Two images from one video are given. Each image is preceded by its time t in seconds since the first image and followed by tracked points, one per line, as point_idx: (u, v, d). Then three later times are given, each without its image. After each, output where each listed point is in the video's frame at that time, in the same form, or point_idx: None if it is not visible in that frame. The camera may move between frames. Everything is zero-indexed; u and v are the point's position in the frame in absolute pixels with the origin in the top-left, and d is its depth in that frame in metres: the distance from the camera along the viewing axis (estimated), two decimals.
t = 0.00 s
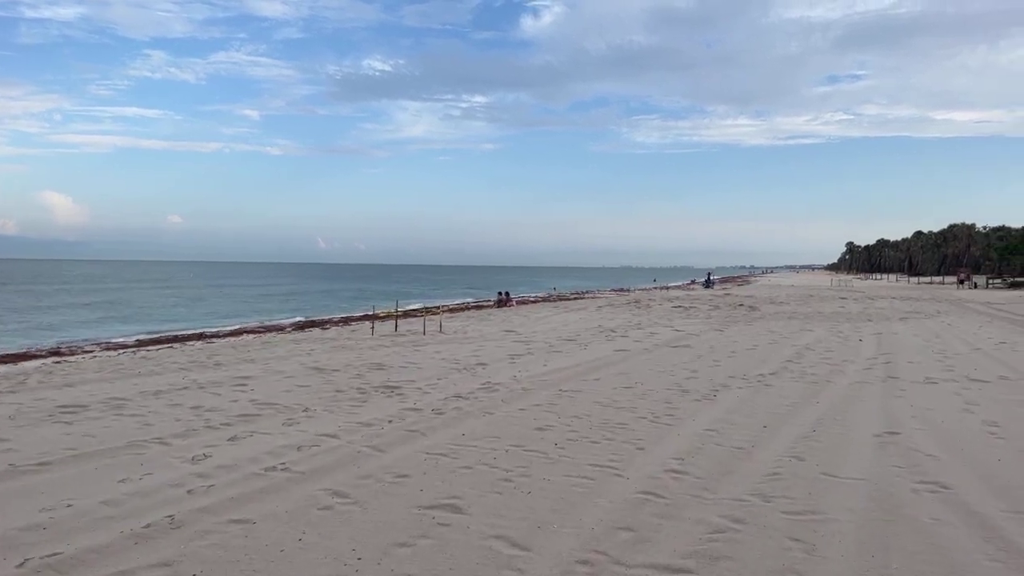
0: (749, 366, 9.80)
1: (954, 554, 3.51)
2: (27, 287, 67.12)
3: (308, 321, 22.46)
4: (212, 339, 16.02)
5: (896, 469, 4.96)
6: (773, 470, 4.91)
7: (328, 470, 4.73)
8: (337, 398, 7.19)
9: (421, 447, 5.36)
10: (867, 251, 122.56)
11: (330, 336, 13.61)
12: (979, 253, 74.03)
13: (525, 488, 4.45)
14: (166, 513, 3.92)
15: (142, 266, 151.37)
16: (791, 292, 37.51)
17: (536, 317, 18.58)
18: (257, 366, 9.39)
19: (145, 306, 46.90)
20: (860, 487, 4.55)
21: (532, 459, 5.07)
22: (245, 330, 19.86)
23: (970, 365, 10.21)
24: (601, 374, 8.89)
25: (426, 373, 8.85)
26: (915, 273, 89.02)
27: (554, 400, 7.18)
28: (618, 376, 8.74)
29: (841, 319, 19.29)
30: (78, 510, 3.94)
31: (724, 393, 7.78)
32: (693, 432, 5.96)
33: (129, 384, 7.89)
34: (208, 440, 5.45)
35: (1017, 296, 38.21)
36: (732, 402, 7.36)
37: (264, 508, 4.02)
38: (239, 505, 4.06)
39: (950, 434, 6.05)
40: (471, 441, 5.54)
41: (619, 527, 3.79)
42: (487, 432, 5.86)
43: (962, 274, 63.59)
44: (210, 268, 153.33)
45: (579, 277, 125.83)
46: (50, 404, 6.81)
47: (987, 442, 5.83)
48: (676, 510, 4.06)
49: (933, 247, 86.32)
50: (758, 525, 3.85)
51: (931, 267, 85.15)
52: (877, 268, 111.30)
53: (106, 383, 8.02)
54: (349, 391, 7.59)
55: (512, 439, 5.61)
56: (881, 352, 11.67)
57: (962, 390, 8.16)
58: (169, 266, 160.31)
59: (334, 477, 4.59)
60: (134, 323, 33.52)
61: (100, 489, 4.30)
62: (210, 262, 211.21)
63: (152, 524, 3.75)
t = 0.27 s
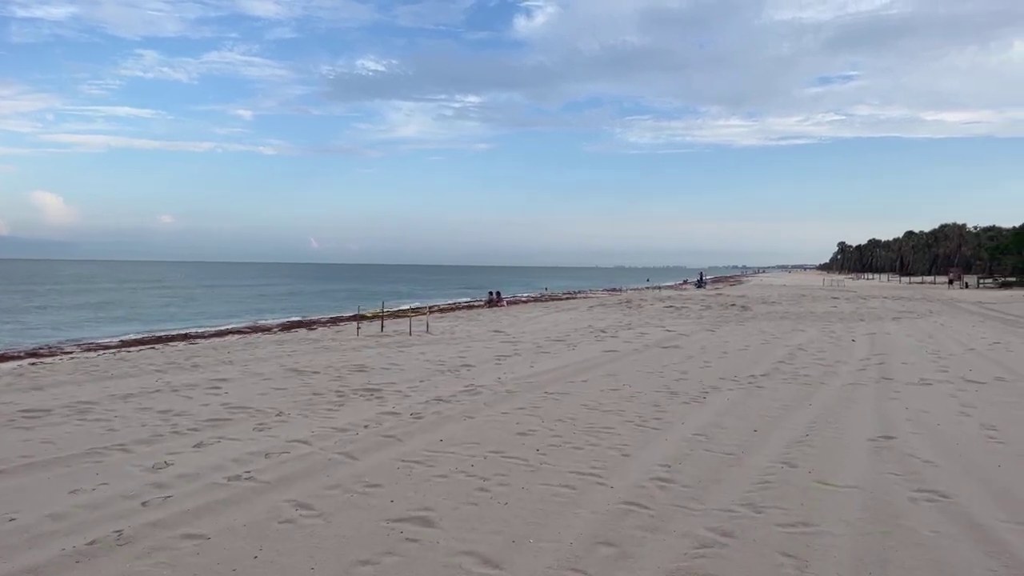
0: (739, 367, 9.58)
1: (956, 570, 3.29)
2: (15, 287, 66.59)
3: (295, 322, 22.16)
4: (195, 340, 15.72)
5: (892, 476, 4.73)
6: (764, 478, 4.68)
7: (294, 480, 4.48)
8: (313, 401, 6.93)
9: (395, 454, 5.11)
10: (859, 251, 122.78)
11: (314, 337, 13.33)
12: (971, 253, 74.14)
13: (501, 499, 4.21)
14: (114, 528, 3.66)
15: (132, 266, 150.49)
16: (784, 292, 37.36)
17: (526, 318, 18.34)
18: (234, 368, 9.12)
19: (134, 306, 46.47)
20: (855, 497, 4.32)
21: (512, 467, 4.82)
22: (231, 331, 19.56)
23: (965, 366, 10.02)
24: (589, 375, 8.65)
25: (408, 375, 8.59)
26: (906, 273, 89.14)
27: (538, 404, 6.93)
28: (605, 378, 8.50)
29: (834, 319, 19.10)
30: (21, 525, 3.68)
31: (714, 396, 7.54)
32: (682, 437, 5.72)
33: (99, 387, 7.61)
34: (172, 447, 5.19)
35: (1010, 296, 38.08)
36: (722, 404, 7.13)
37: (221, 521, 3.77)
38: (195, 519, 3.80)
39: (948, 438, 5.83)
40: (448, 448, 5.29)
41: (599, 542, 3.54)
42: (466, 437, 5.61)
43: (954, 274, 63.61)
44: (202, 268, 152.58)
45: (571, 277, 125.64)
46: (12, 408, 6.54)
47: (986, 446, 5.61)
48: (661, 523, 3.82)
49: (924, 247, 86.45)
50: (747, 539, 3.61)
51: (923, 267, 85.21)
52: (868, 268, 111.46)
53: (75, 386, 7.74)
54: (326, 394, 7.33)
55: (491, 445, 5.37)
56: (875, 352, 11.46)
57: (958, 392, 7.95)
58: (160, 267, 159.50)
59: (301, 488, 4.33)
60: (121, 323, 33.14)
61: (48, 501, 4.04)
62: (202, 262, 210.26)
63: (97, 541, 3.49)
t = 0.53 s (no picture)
0: (734, 371, 9.36)
1: None
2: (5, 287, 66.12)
3: (284, 323, 21.89)
4: (181, 342, 15.45)
5: (894, 489, 4.52)
6: (759, 492, 4.46)
7: (265, 495, 4.23)
8: (293, 409, 6.69)
9: (374, 467, 4.87)
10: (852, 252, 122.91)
11: (301, 340, 13.07)
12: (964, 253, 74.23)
13: (483, 515, 3.98)
14: (64, 551, 3.41)
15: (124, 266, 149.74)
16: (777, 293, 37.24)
17: (517, 319, 18.11)
18: (215, 372, 8.87)
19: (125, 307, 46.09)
20: (855, 512, 4.10)
21: (495, 480, 4.59)
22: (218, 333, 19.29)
23: (963, 369, 9.82)
24: (579, 380, 8.43)
25: (393, 380, 8.34)
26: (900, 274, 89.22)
27: (525, 411, 6.70)
28: (596, 383, 8.28)
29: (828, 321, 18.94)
30: None
31: (706, 402, 7.33)
32: (674, 447, 5.50)
33: (72, 394, 7.35)
34: (139, 459, 4.94)
35: (1006, 296, 37.93)
36: (715, 411, 6.90)
37: (180, 543, 3.53)
38: (153, 540, 3.56)
39: (949, 447, 5.62)
40: (430, 459, 5.05)
41: (584, 565, 3.32)
42: (449, 447, 5.37)
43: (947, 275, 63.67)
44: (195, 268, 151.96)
45: (566, 278, 125.47)
46: None
47: (989, 456, 5.40)
48: (650, 543, 3.59)
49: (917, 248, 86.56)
50: (742, 561, 3.38)
51: (916, 268, 85.29)
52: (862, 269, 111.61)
53: (47, 392, 7.48)
54: (307, 401, 7.08)
55: (475, 456, 5.14)
56: (871, 355, 11.27)
57: (957, 397, 7.75)
58: (153, 267, 158.83)
59: (270, 504, 4.10)
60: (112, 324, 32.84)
61: None
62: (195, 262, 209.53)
63: (45, 565, 3.25)
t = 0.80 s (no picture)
0: (728, 373, 9.16)
1: None
2: None
3: (272, 324, 21.59)
4: (165, 344, 15.16)
5: (898, 500, 4.31)
6: (757, 503, 4.24)
7: (234, 508, 3.98)
8: (272, 415, 6.44)
9: (353, 477, 4.63)
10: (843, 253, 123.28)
11: (286, 342, 12.81)
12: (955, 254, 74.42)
13: (465, 530, 3.74)
14: (12, 572, 3.17)
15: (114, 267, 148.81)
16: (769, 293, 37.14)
17: (508, 320, 17.89)
18: (194, 375, 8.61)
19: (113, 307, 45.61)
20: (859, 525, 3.88)
21: (480, 491, 4.36)
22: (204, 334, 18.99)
23: (961, 371, 9.64)
24: (570, 383, 8.20)
25: (378, 383, 8.10)
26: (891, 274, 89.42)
27: (514, 415, 6.47)
28: (587, 386, 8.05)
29: (822, 321, 18.78)
30: None
31: (700, 405, 7.11)
32: (667, 454, 5.27)
33: (43, 398, 7.08)
34: (105, 469, 4.69)
35: (998, 297, 37.88)
36: (710, 415, 6.69)
37: (138, 562, 3.28)
38: (109, 559, 3.31)
39: (953, 453, 5.41)
40: (412, 468, 4.82)
41: None
42: (433, 455, 5.13)
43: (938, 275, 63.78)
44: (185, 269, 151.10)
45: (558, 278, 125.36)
46: None
47: (994, 463, 5.20)
48: (643, 560, 3.37)
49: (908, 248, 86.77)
50: None
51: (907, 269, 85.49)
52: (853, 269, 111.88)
53: (17, 397, 7.21)
54: (287, 406, 6.83)
55: (460, 464, 4.90)
56: (867, 357, 11.08)
57: (957, 400, 7.55)
58: (142, 267, 157.88)
59: (239, 517, 3.86)
60: (98, 325, 32.43)
61: None
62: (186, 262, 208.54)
63: None
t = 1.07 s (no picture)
0: (713, 376, 8.95)
1: None
2: None
3: (251, 326, 21.20)
4: (138, 346, 14.81)
5: (891, 513, 4.10)
6: (744, 517, 4.01)
7: (184, 527, 3.72)
8: (238, 422, 6.17)
9: (317, 491, 4.36)
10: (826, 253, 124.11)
11: (263, 344, 12.50)
12: (937, 254, 74.95)
13: (433, 550, 3.49)
14: None
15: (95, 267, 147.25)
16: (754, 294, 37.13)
17: (491, 321, 17.65)
18: (162, 380, 8.30)
19: (92, 308, 44.86)
20: (851, 541, 3.67)
21: (451, 505, 4.11)
22: (180, 336, 18.60)
23: (948, 373, 9.50)
24: (551, 387, 7.96)
25: (352, 388, 7.83)
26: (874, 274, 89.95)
27: (491, 422, 6.22)
28: (568, 389, 7.82)
29: (807, 322, 18.67)
30: None
31: (685, 410, 6.89)
32: (650, 463, 5.04)
33: None
34: (52, 483, 4.41)
35: (981, 297, 37.99)
36: (695, 420, 6.46)
37: None
38: None
39: (944, 460, 5.22)
40: (381, 480, 4.56)
41: None
42: (403, 466, 4.88)
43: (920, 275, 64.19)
44: (167, 269, 149.69)
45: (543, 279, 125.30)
46: None
47: (988, 471, 5.01)
48: None
49: (891, 249, 87.32)
50: None
51: (890, 269, 86.05)
52: (837, 269, 112.52)
53: None
54: (255, 413, 6.56)
55: (431, 476, 4.65)
56: (853, 358, 10.92)
57: (946, 404, 7.38)
58: (124, 267, 156.30)
59: (188, 537, 3.59)
60: (75, 326, 31.83)
61: None
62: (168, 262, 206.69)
63: None
